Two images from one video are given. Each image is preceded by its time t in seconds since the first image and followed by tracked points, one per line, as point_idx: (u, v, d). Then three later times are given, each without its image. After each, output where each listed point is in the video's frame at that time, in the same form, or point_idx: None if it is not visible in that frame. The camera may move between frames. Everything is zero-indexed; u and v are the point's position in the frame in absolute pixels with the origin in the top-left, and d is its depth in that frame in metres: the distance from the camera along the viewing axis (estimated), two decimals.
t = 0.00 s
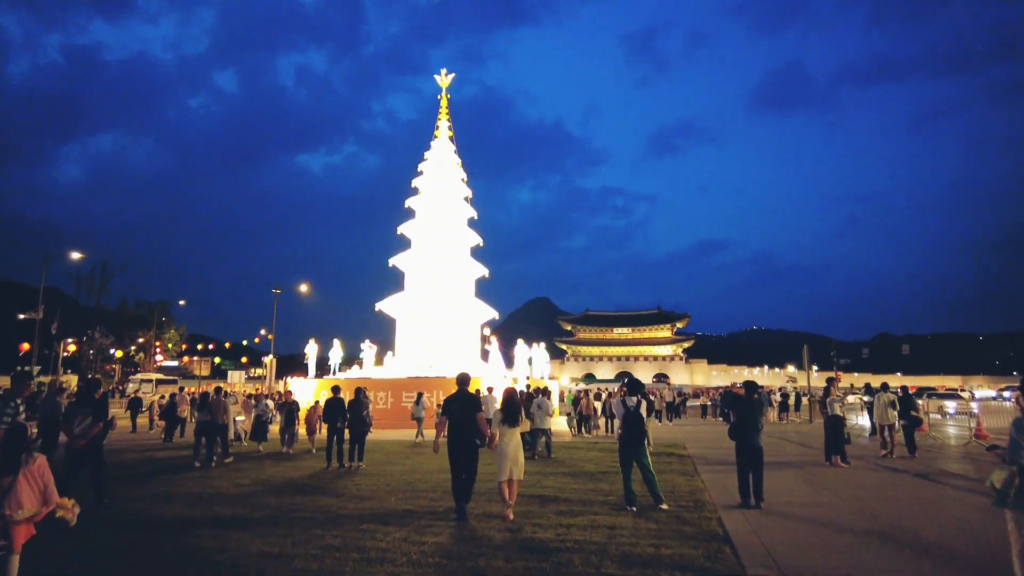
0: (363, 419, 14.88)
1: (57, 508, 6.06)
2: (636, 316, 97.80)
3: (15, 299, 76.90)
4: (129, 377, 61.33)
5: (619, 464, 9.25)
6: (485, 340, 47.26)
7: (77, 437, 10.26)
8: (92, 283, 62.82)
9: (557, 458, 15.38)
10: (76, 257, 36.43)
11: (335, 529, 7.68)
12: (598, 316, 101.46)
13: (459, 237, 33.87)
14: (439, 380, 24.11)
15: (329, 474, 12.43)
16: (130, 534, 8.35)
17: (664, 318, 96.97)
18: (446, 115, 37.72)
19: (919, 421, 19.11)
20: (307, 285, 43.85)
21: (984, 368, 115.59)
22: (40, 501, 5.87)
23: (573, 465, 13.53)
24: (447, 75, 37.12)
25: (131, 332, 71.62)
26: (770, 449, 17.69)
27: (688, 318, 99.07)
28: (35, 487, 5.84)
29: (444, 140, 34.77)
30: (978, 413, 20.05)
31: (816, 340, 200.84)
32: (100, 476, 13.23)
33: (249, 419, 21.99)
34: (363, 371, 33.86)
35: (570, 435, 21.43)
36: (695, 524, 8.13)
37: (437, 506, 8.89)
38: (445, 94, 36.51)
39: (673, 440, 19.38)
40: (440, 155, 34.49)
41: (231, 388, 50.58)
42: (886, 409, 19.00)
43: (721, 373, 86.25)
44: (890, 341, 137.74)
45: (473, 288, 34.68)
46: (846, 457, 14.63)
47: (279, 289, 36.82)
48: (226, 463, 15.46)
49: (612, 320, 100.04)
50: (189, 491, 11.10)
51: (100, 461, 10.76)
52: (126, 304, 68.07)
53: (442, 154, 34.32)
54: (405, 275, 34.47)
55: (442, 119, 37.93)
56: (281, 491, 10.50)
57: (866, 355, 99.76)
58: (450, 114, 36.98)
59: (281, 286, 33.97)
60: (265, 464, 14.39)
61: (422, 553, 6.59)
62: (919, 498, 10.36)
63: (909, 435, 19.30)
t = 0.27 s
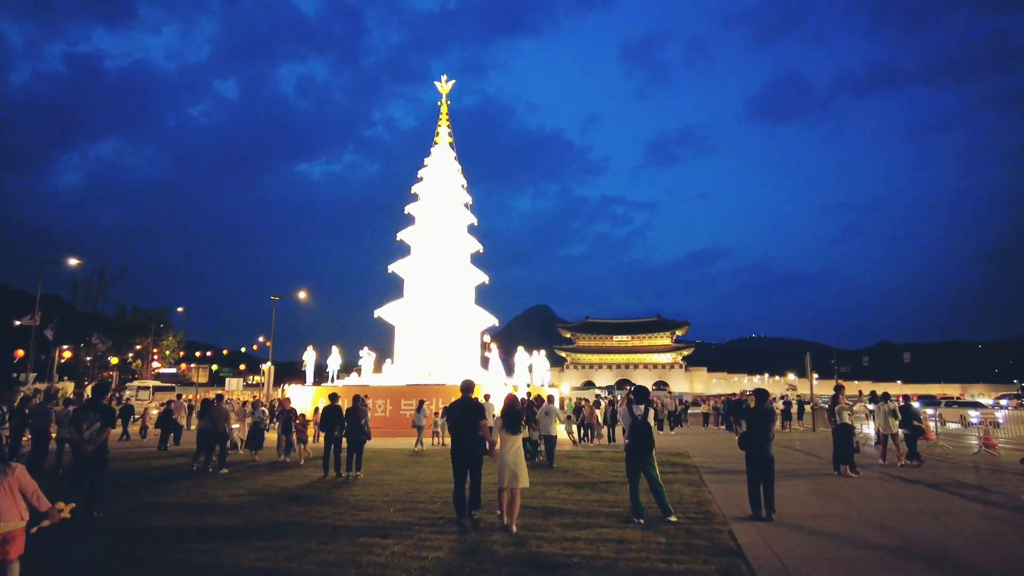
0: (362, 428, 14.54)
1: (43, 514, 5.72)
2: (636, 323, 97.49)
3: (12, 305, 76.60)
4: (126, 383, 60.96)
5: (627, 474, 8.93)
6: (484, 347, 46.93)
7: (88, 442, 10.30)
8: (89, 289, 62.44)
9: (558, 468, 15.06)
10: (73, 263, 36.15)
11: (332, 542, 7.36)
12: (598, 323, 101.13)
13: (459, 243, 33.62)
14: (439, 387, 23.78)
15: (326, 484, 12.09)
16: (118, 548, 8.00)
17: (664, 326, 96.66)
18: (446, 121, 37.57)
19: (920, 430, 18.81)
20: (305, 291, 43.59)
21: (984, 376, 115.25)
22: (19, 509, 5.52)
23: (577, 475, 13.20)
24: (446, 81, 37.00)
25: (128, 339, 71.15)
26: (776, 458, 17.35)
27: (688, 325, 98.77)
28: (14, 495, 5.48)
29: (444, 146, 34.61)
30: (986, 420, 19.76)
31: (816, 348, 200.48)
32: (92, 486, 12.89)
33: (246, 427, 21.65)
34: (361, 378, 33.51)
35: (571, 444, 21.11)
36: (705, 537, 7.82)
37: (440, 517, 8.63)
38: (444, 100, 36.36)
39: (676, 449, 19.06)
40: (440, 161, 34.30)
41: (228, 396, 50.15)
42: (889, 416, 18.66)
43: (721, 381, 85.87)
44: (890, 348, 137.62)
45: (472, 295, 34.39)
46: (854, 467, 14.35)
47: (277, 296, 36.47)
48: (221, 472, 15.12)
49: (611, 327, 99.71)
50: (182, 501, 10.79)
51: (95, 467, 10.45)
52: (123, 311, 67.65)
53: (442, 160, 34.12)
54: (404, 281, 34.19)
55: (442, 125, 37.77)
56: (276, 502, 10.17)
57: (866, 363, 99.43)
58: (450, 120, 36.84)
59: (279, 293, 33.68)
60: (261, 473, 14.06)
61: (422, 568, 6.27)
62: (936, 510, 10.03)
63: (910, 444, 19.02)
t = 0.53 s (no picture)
0: (360, 427, 14.25)
1: (18, 493, 5.81)
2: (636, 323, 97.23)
3: (9, 303, 76.23)
4: (124, 382, 60.67)
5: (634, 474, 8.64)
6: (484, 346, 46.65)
7: (87, 440, 10.03)
8: (87, 287, 62.08)
9: (560, 468, 14.75)
10: (70, 260, 35.81)
11: (328, 544, 7.07)
12: (597, 323, 100.87)
13: (458, 241, 33.31)
14: (439, 386, 23.48)
15: (324, 484, 11.78)
16: (106, 550, 7.67)
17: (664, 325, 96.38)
18: (446, 118, 37.27)
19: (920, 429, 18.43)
20: (304, 289, 43.27)
21: (984, 376, 115.03)
22: (6, 489, 5.59)
23: (580, 475, 12.89)
24: (446, 78, 36.70)
25: (126, 337, 70.79)
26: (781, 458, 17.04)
27: (688, 325, 98.50)
28: (8, 480, 5.47)
29: (443, 143, 34.31)
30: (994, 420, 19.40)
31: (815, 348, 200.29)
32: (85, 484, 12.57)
33: (243, 426, 21.32)
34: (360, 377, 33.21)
35: (572, 444, 20.81)
36: (716, 540, 7.52)
37: (442, 517, 8.39)
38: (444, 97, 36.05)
39: (679, 449, 18.77)
40: (440, 158, 33.98)
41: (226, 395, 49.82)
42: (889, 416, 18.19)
43: (721, 381, 85.57)
44: (890, 348, 137.44)
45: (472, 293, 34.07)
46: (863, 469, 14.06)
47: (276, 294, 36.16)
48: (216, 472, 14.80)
49: (611, 327, 99.44)
50: (175, 501, 10.49)
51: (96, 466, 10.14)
52: (120, 308, 67.29)
53: (441, 157, 33.80)
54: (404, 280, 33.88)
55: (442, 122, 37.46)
56: (272, 503, 9.87)
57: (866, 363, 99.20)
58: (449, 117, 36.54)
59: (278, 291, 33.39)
60: (257, 473, 13.75)
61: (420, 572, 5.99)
62: (952, 512, 9.72)
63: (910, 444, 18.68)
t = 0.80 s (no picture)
0: (368, 428, 13.94)
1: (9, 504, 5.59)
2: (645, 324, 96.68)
3: (20, 303, 76.61)
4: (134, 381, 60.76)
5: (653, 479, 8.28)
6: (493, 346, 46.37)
7: (99, 439, 9.88)
8: (97, 287, 62.26)
9: (572, 471, 14.39)
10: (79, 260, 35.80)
11: (335, 552, 6.77)
12: (606, 323, 100.40)
13: (467, 240, 32.99)
14: (448, 387, 23.19)
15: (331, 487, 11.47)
16: (104, 554, 7.36)
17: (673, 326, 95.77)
18: (455, 117, 37.00)
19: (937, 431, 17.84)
20: (313, 289, 43.11)
21: (998, 378, 113.59)
22: None
23: (593, 478, 12.52)
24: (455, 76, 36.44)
25: (136, 337, 70.93)
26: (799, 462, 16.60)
27: (697, 325, 97.84)
28: None
29: (452, 141, 34.01)
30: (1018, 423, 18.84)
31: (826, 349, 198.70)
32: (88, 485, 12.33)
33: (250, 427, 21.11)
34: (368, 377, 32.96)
35: (583, 446, 20.45)
36: (740, 549, 7.15)
37: (454, 523, 8.10)
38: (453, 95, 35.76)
39: (693, 452, 18.36)
40: (448, 156, 33.68)
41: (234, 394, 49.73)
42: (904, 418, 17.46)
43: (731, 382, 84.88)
44: (902, 349, 136.10)
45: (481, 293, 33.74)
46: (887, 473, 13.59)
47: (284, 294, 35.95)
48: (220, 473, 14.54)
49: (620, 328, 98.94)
50: (178, 504, 10.22)
51: (110, 466, 9.98)
52: (130, 308, 67.37)
53: (450, 155, 33.50)
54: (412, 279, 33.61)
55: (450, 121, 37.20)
56: (277, 506, 9.57)
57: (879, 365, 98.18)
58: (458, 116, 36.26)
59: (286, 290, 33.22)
60: (263, 474, 13.48)
61: None
62: (985, 520, 9.29)
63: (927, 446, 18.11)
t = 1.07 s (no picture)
0: (379, 427, 13.69)
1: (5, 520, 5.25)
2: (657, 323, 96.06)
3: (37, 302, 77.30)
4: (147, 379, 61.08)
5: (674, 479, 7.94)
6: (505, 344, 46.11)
7: (116, 433, 9.78)
8: (111, 286, 62.58)
9: (586, 470, 14.09)
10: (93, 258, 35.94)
11: (343, 554, 6.49)
12: (618, 323, 99.90)
13: (479, 238, 32.71)
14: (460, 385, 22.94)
15: (341, 485, 11.24)
16: (108, 554, 7.14)
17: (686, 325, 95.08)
18: (467, 114, 36.75)
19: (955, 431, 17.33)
20: (325, 288, 43.02)
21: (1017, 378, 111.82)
22: None
23: (608, 479, 12.19)
24: (467, 73, 36.20)
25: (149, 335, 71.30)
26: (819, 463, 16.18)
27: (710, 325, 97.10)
28: None
29: (464, 138, 33.75)
30: None
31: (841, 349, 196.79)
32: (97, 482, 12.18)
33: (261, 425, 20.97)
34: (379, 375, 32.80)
35: (596, 445, 20.13)
36: (767, 554, 6.80)
37: (468, 525, 7.82)
38: (465, 91, 35.47)
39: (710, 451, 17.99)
40: (460, 153, 33.42)
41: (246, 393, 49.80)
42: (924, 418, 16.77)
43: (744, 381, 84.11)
44: (918, 349, 134.44)
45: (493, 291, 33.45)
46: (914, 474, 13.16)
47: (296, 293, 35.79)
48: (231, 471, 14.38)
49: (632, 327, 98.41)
50: (186, 503, 10.05)
51: (128, 461, 9.87)
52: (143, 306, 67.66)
53: (462, 152, 33.24)
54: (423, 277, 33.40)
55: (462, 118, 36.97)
56: (286, 505, 9.35)
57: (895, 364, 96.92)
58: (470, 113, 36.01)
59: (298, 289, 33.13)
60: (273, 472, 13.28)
61: None
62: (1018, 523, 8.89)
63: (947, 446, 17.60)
